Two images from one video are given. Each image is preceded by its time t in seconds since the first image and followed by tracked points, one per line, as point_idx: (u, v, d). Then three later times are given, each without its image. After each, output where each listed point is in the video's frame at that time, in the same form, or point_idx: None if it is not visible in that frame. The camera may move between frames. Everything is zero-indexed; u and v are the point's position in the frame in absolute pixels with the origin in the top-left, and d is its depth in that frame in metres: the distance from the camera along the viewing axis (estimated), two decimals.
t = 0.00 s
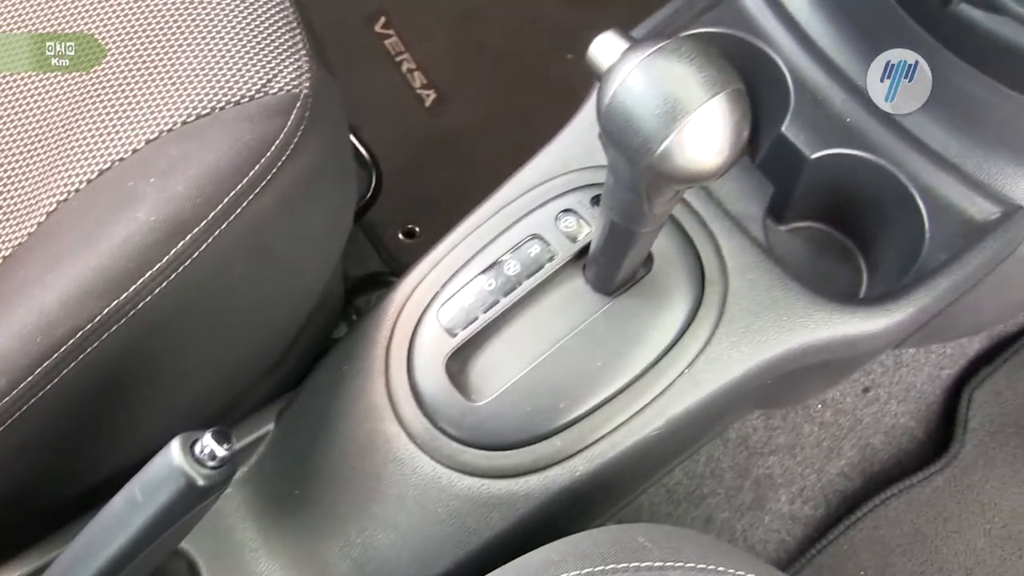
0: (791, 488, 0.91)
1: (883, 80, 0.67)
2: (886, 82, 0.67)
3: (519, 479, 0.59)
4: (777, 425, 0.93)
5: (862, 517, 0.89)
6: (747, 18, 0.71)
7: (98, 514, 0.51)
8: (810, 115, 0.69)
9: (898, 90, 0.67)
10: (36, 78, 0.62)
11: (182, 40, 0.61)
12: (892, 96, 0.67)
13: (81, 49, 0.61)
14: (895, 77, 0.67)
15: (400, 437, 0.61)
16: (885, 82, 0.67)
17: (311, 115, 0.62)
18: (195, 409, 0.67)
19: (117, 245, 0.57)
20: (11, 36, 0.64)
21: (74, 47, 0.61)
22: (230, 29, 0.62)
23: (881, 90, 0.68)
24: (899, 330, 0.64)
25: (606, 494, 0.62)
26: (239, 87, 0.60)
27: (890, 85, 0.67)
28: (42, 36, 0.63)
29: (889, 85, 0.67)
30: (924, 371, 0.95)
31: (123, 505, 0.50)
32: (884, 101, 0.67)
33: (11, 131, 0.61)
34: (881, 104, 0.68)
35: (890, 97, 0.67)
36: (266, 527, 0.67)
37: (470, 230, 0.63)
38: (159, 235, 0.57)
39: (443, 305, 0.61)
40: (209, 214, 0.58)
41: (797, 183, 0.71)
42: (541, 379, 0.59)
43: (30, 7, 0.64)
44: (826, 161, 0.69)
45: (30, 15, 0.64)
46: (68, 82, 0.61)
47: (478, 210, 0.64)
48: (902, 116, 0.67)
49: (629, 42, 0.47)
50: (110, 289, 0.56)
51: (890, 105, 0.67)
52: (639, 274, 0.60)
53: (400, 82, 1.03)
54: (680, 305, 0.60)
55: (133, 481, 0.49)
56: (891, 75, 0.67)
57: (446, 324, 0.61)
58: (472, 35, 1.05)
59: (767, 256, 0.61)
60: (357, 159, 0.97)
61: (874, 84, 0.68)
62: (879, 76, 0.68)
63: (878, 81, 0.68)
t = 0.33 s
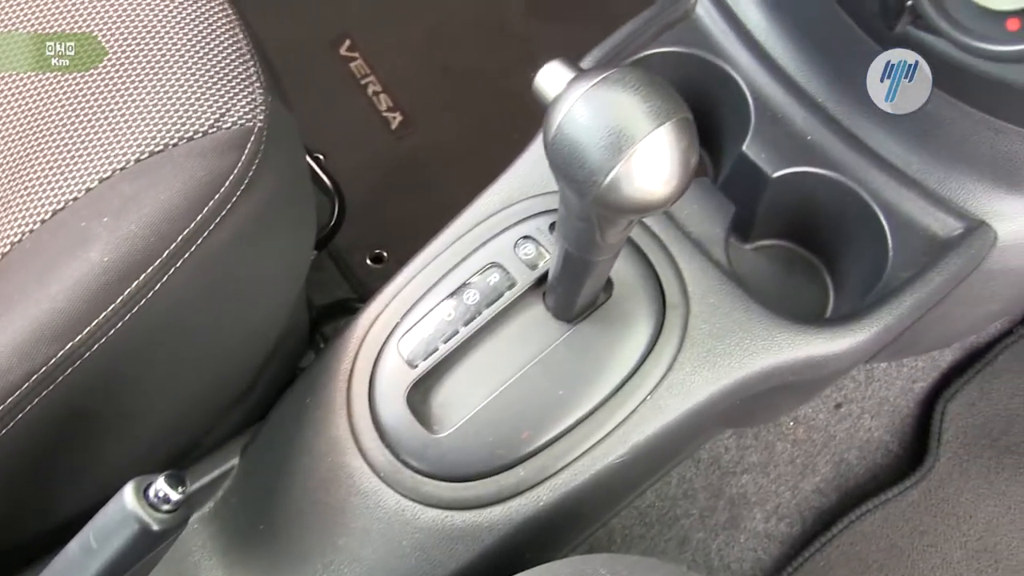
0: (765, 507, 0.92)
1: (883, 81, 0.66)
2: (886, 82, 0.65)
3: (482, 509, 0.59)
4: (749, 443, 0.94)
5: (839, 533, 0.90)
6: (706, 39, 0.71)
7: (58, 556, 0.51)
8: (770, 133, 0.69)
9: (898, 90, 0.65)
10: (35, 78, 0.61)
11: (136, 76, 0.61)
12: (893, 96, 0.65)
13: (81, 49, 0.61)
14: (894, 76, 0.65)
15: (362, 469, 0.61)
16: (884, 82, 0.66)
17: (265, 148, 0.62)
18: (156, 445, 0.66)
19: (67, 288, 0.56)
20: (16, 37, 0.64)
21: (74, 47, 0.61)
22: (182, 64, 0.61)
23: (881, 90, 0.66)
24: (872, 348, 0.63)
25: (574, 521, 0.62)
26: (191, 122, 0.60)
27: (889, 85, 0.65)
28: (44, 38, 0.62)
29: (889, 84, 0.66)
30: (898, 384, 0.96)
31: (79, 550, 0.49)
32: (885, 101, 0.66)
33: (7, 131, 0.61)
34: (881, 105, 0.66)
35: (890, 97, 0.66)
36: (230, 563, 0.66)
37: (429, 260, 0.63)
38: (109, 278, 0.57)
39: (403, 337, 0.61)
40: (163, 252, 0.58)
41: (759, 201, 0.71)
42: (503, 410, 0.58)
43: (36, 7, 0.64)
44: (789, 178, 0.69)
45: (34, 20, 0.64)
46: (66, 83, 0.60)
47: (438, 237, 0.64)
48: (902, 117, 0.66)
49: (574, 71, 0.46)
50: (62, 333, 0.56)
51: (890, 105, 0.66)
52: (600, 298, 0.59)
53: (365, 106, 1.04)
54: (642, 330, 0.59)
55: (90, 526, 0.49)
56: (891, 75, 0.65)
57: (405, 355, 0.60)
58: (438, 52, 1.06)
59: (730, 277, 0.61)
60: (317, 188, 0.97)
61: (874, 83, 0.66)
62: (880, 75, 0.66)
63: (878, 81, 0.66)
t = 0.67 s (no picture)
0: (741, 525, 0.91)
1: (884, 80, 0.62)
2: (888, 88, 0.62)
3: (449, 536, 0.58)
4: (723, 462, 0.94)
5: (817, 548, 0.89)
6: (671, 62, 0.71)
7: None
8: (733, 154, 0.69)
9: (898, 90, 0.62)
10: (36, 78, 0.61)
11: (100, 102, 0.60)
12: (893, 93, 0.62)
13: (81, 49, 0.62)
14: (895, 76, 0.61)
15: (329, 498, 0.60)
16: (885, 81, 0.62)
17: (229, 175, 0.62)
18: (121, 475, 0.66)
19: (25, 319, 0.56)
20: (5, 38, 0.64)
21: (74, 47, 0.62)
22: (145, 92, 0.61)
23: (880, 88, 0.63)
24: (840, 367, 0.63)
25: (544, 545, 0.62)
26: (153, 149, 0.60)
27: (890, 85, 0.62)
28: (41, 38, 0.63)
29: (889, 84, 0.62)
30: (871, 400, 0.96)
31: None
32: (885, 100, 0.63)
33: None
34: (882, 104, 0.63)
35: (891, 96, 0.62)
36: None
37: (392, 287, 0.63)
38: (67, 309, 0.56)
39: (367, 365, 0.61)
40: (121, 284, 0.57)
41: (725, 220, 0.71)
42: (467, 435, 0.58)
43: (27, 9, 0.64)
44: (752, 200, 0.69)
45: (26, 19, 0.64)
46: (70, 79, 0.61)
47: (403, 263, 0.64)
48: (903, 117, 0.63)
49: (528, 100, 0.46)
50: (19, 362, 0.55)
51: (891, 103, 0.63)
52: (565, 322, 0.59)
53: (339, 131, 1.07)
54: (606, 354, 0.59)
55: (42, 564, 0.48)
56: (891, 75, 0.61)
57: (369, 382, 0.60)
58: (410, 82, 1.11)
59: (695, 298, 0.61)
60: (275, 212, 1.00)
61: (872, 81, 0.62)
62: (879, 75, 0.62)
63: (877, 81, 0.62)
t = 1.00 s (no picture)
0: (717, 546, 0.91)
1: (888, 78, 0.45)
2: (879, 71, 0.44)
3: (413, 568, 0.58)
4: (696, 483, 0.94)
5: (795, 568, 0.89)
6: (635, 84, 0.71)
7: None
8: (696, 175, 0.69)
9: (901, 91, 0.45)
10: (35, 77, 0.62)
11: (65, 133, 0.60)
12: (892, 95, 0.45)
13: (80, 50, 0.63)
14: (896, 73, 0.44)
15: (293, 531, 0.60)
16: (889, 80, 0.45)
17: (188, 210, 0.62)
18: (86, 512, 0.65)
19: None
20: None
21: (73, 48, 0.63)
22: (101, 128, 0.61)
23: (877, 86, 0.45)
24: (808, 390, 0.62)
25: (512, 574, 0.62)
26: (111, 187, 0.59)
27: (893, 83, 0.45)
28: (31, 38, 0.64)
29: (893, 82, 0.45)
30: (845, 417, 0.96)
31: None
32: (883, 101, 0.45)
33: None
34: (878, 105, 0.46)
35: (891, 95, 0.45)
36: None
37: (353, 318, 0.63)
38: (25, 350, 0.55)
39: (330, 397, 0.60)
40: (79, 323, 0.57)
41: (688, 242, 0.71)
42: (429, 466, 0.58)
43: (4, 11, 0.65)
44: (716, 220, 0.69)
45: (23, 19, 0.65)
46: (75, 76, 0.62)
47: (365, 292, 0.64)
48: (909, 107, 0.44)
49: (475, 131, 0.45)
50: None
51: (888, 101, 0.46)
52: (526, 349, 0.59)
53: (309, 154, 1.08)
54: (569, 381, 0.59)
55: None
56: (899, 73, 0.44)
57: (331, 414, 0.60)
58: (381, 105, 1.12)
59: (658, 323, 0.60)
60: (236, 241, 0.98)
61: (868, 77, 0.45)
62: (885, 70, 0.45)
63: (874, 79, 0.45)
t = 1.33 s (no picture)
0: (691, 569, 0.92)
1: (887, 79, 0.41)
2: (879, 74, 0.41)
3: None
4: (667, 506, 0.95)
5: None
6: (596, 108, 0.71)
7: None
8: (657, 199, 0.69)
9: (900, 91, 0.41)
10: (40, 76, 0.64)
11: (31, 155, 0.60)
12: (893, 97, 0.42)
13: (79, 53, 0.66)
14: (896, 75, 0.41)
15: (254, 565, 0.59)
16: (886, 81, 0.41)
17: (146, 242, 0.62)
18: (48, 546, 0.65)
19: None
20: None
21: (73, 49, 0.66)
22: (57, 158, 0.60)
23: (875, 86, 0.42)
24: (769, 413, 0.62)
25: None
26: (67, 219, 0.59)
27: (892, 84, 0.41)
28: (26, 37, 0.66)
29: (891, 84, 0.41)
30: (816, 437, 0.98)
31: None
32: (882, 102, 0.42)
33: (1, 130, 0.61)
34: (877, 108, 0.42)
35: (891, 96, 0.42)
36: None
37: (314, 348, 0.63)
38: None
39: (290, 428, 0.60)
40: (33, 357, 0.56)
41: (652, 265, 0.71)
42: (389, 496, 0.57)
43: None
44: (678, 244, 0.69)
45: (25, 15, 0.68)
46: (72, 78, 0.64)
47: (326, 322, 0.64)
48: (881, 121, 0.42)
49: (420, 163, 0.45)
50: None
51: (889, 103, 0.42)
52: (486, 376, 0.59)
53: (280, 181, 1.08)
54: (529, 409, 0.59)
55: None
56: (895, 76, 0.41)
57: (291, 444, 0.60)
58: (352, 131, 1.12)
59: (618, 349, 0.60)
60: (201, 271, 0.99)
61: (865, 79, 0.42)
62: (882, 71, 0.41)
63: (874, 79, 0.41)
